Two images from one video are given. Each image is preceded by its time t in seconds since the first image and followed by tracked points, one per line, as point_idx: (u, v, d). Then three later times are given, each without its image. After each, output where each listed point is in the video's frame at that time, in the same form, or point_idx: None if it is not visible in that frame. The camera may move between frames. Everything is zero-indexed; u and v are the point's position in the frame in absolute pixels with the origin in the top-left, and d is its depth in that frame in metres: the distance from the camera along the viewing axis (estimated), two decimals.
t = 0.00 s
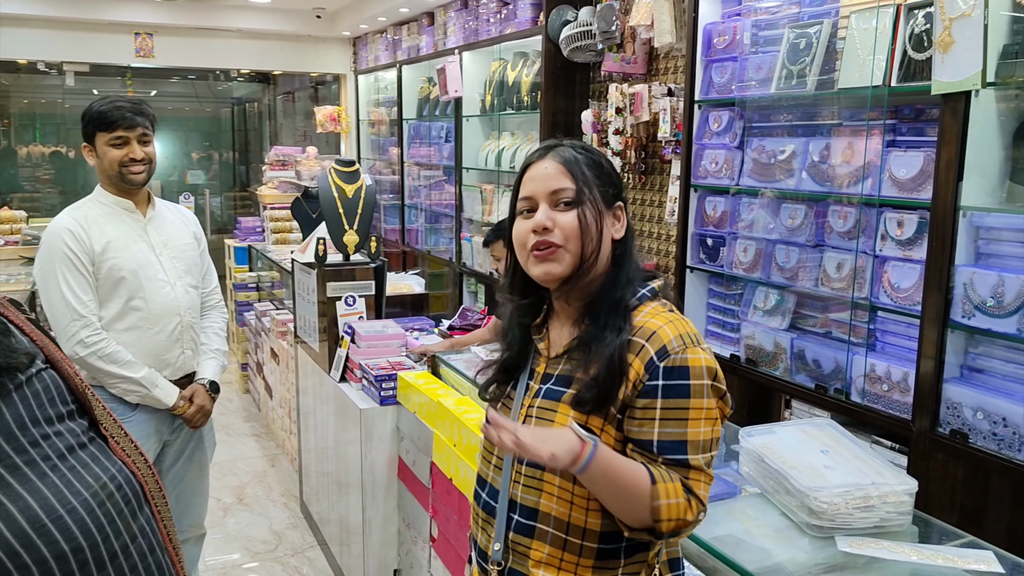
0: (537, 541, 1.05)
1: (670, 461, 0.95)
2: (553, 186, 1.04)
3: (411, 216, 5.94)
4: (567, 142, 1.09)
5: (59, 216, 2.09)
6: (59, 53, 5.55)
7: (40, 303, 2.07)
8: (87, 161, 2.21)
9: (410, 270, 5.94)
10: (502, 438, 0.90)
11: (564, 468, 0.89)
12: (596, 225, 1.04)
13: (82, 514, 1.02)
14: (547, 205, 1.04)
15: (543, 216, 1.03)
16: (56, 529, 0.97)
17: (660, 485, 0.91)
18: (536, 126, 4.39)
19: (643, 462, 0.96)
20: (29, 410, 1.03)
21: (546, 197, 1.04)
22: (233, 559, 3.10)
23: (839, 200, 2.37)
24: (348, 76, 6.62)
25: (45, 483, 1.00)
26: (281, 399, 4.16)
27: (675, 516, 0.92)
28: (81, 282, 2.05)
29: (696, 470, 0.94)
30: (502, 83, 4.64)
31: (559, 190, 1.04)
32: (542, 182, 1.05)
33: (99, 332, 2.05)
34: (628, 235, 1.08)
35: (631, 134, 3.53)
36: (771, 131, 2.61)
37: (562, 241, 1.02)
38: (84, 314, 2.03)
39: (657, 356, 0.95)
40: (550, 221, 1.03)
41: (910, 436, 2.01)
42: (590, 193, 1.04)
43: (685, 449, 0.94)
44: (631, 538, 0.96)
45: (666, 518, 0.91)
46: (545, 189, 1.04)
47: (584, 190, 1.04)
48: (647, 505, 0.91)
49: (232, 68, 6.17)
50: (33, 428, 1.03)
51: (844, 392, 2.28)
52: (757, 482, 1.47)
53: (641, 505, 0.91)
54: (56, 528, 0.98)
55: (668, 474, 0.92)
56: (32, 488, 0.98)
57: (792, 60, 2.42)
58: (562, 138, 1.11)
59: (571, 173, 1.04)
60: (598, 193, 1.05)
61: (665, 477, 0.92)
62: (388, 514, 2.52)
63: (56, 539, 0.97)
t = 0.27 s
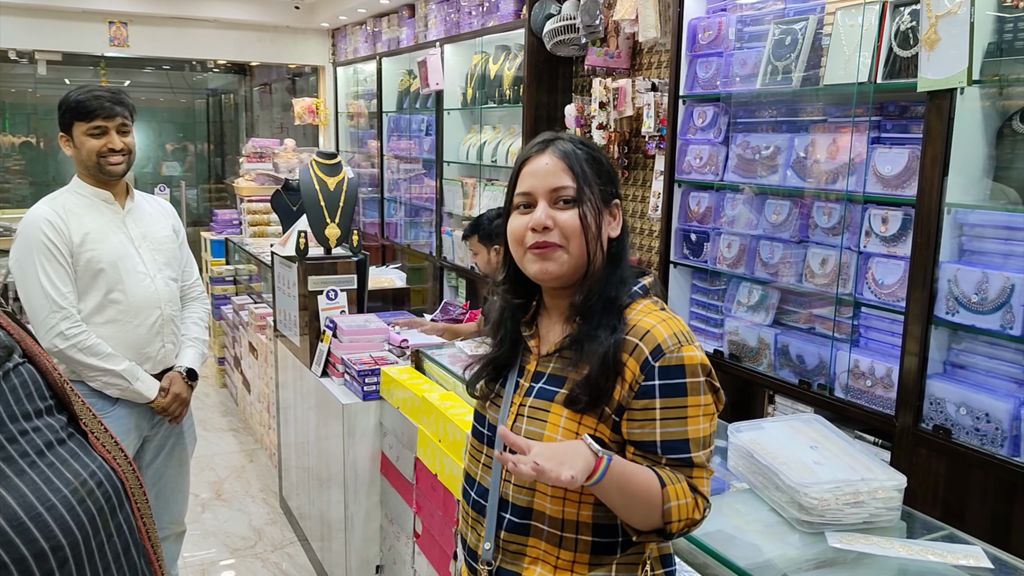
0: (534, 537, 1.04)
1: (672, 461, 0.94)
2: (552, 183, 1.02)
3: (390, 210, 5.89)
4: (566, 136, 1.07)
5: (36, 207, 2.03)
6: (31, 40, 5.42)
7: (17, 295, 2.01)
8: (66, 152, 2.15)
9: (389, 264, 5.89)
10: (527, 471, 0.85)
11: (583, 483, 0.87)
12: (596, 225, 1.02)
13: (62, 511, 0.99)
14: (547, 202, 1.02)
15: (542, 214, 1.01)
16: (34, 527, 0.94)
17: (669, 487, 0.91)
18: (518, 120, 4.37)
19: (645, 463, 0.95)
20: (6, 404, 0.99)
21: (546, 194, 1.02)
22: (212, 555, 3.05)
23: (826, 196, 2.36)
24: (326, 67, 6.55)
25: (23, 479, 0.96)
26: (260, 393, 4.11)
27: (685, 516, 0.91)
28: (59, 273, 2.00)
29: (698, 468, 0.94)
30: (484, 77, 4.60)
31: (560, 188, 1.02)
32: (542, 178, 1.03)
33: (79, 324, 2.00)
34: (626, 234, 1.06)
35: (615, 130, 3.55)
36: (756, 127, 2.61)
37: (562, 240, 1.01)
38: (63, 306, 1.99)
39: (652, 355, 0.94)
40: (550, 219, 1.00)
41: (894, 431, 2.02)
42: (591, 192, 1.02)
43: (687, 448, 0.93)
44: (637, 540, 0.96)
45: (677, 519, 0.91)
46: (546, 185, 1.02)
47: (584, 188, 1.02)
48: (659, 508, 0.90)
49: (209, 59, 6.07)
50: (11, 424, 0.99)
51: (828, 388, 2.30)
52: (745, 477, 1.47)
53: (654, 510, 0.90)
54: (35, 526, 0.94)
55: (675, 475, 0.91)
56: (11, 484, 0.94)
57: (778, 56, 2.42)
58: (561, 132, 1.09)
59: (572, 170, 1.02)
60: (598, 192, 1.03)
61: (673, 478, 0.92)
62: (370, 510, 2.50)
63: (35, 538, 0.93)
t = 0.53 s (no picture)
0: (525, 545, 1.02)
1: (667, 464, 0.92)
2: (543, 185, 1.00)
3: (372, 207, 5.84)
4: (558, 136, 1.04)
5: (15, 202, 1.98)
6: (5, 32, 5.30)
7: None
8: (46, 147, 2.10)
9: (370, 261, 5.85)
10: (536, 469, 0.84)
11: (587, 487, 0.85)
12: (587, 228, 1.01)
13: (45, 514, 0.95)
14: (537, 205, 1.00)
15: (532, 218, 0.99)
16: (15, 530, 0.91)
17: (668, 490, 0.89)
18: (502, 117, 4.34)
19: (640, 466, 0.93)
20: None
21: (536, 197, 1.00)
22: (193, 556, 3.00)
23: (812, 196, 2.38)
24: (307, 63, 6.48)
25: (4, 481, 0.93)
26: (240, 392, 4.05)
27: (683, 518, 0.90)
28: (42, 268, 1.96)
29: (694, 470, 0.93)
30: (467, 74, 4.58)
31: (551, 191, 1.00)
32: (533, 180, 1.01)
33: (64, 321, 1.96)
34: (616, 236, 1.05)
35: (600, 128, 3.53)
36: (742, 126, 2.62)
37: (552, 244, 0.99)
38: (47, 302, 1.95)
39: (644, 358, 0.93)
40: (540, 223, 0.99)
41: (880, 430, 2.03)
42: (582, 196, 1.01)
43: (681, 450, 0.92)
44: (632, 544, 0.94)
45: (675, 522, 0.90)
46: (536, 188, 1.00)
47: (575, 191, 1.00)
48: (659, 511, 0.89)
49: (187, 53, 5.98)
50: None
51: (814, 387, 2.31)
52: (736, 477, 1.47)
53: (653, 512, 0.88)
54: (17, 529, 0.91)
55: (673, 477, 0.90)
56: None
57: (765, 55, 2.43)
58: (552, 131, 1.06)
59: (563, 173, 1.00)
60: (590, 195, 1.01)
61: (671, 480, 0.90)
62: (355, 511, 2.47)
63: (16, 541, 0.90)
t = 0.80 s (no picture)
0: (535, 561, 1.02)
1: (683, 483, 0.92)
2: (552, 186, 1.00)
3: (368, 212, 5.83)
4: (569, 141, 1.04)
5: (13, 208, 1.97)
6: None
7: None
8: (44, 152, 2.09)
9: (366, 267, 5.83)
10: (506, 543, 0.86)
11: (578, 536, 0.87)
12: (593, 234, 1.00)
13: (44, 524, 0.94)
14: (544, 205, 1.00)
15: (539, 217, 0.99)
16: (16, 541, 0.89)
17: (677, 516, 0.89)
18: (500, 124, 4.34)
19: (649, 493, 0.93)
20: None
21: (544, 197, 1.00)
22: (189, 564, 2.98)
23: (811, 204, 2.40)
24: (303, 68, 6.47)
25: (5, 490, 0.92)
26: (236, 398, 4.03)
27: (699, 541, 0.90)
28: (40, 276, 1.94)
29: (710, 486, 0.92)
30: (465, 80, 4.58)
31: (559, 192, 1.00)
32: (542, 180, 1.00)
33: (61, 329, 1.94)
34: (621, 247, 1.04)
35: (599, 135, 3.53)
36: (741, 134, 2.63)
37: (557, 245, 0.98)
38: (45, 311, 1.93)
39: (652, 375, 0.93)
40: (546, 224, 0.98)
41: (880, 438, 2.03)
42: (591, 200, 1.00)
43: (696, 465, 0.91)
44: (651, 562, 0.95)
45: (691, 547, 0.90)
46: (545, 188, 1.00)
47: (584, 195, 1.00)
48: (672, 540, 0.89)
49: (183, 57, 5.96)
50: None
51: (814, 394, 2.31)
52: (740, 486, 1.46)
53: (664, 539, 0.89)
54: (16, 539, 0.89)
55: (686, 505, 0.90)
56: None
57: (765, 63, 2.43)
58: (564, 136, 1.06)
59: (572, 176, 1.00)
60: (599, 200, 1.01)
61: (684, 506, 0.90)
62: (353, 518, 2.45)
63: (16, 552, 0.89)
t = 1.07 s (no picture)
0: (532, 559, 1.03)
1: (671, 505, 0.93)
2: (570, 188, 1.00)
3: (360, 216, 5.82)
4: (588, 142, 1.05)
5: (6, 211, 1.95)
6: None
7: None
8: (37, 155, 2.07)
9: (358, 271, 5.82)
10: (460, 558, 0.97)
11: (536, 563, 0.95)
12: (609, 237, 1.00)
13: (37, 530, 0.93)
14: (561, 206, 1.00)
15: (555, 217, 0.99)
16: (7, 547, 0.89)
17: (652, 541, 0.92)
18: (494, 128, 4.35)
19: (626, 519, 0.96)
20: None
21: (561, 198, 1.00)
22: (180, 568, 2.96)
23: (804, 211, 2.41)
24: (295, 71, 6.47)
25: None
26: (228, 402, 4.01)
27: (675, 563, 0.93)
28: (34, 280, 1.93)
29: (695, 508, 0.94)
30: (458, 84, 4.58)
31: (576, 194, 1.00)
32: (559, 181, 1.01)
33: (55, 332, 1.93)
34: (636, 252, 1.04)
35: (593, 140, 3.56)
36: (735, 140, 2.63)
37: (571, 246, 0.98)
38: (39, 314, 1.91)
39: (660, 383, 0.92)
40: (562, 224, 0.98)
41: (873, 444, 2.04)
42: (607, 204, 1.00)
43: (691, 478, 0.93)
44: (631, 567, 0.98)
45: (665, 571, 0.93)
46: (563, 189, 1.00)
47: (601, 197, 1.00)
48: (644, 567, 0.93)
49: (175, 59, 5.95)
50: None
51: (808, 400, 2.31)
52: (736, 491, 1.47)
53: (636, 560, 0.92)
54: (9, 545, 0.89)
55: (660, 536, 0.92)
56: None
57: (760, 70, 2.45)
58: (582, 137, 1.06)
59: (590, 178, 1.00)
60: (616, 204, 1.01)
61: (660, 535, 0.92)
62: (346, 523, 2.45)
63: (7, 559, 0.88)
